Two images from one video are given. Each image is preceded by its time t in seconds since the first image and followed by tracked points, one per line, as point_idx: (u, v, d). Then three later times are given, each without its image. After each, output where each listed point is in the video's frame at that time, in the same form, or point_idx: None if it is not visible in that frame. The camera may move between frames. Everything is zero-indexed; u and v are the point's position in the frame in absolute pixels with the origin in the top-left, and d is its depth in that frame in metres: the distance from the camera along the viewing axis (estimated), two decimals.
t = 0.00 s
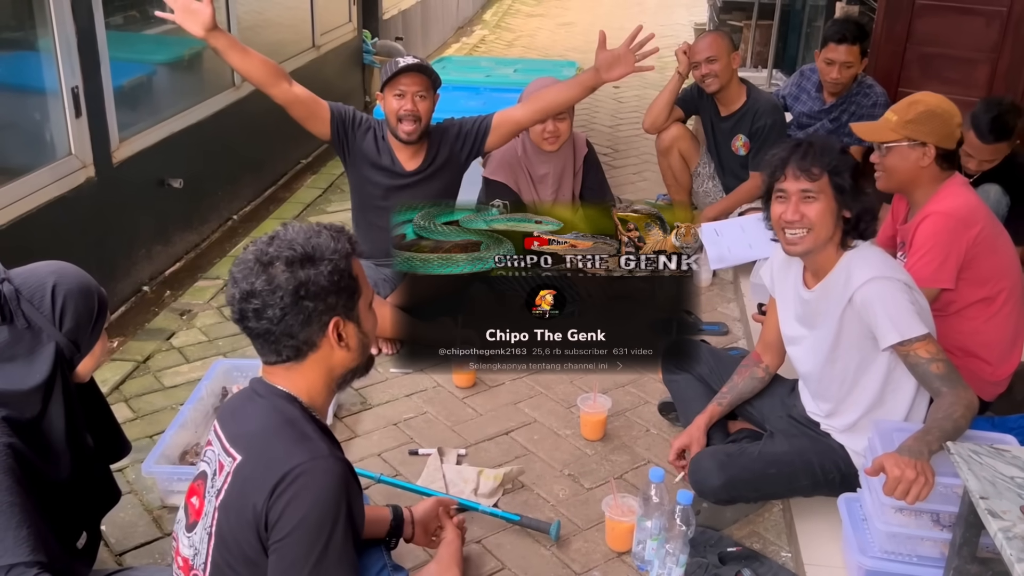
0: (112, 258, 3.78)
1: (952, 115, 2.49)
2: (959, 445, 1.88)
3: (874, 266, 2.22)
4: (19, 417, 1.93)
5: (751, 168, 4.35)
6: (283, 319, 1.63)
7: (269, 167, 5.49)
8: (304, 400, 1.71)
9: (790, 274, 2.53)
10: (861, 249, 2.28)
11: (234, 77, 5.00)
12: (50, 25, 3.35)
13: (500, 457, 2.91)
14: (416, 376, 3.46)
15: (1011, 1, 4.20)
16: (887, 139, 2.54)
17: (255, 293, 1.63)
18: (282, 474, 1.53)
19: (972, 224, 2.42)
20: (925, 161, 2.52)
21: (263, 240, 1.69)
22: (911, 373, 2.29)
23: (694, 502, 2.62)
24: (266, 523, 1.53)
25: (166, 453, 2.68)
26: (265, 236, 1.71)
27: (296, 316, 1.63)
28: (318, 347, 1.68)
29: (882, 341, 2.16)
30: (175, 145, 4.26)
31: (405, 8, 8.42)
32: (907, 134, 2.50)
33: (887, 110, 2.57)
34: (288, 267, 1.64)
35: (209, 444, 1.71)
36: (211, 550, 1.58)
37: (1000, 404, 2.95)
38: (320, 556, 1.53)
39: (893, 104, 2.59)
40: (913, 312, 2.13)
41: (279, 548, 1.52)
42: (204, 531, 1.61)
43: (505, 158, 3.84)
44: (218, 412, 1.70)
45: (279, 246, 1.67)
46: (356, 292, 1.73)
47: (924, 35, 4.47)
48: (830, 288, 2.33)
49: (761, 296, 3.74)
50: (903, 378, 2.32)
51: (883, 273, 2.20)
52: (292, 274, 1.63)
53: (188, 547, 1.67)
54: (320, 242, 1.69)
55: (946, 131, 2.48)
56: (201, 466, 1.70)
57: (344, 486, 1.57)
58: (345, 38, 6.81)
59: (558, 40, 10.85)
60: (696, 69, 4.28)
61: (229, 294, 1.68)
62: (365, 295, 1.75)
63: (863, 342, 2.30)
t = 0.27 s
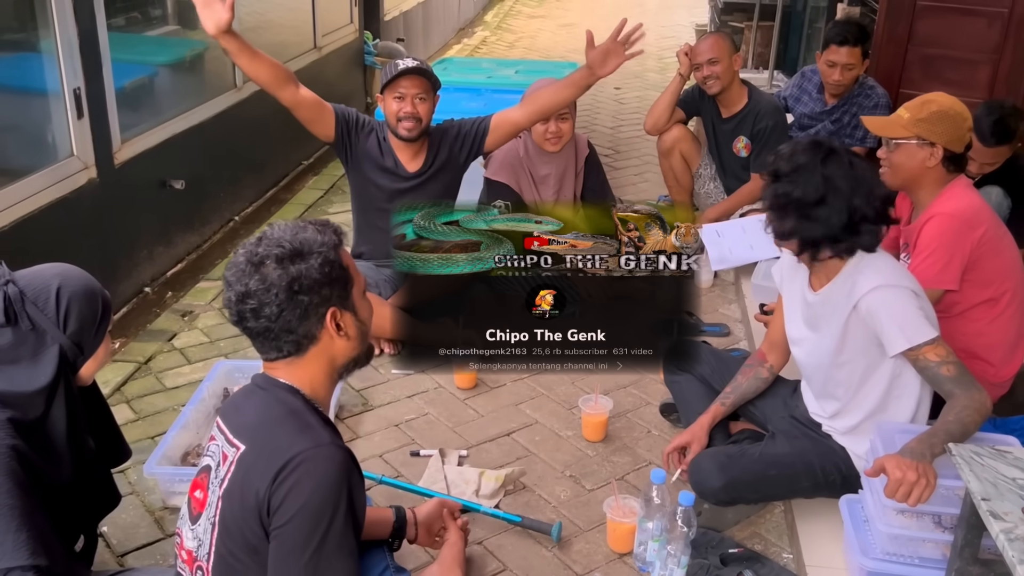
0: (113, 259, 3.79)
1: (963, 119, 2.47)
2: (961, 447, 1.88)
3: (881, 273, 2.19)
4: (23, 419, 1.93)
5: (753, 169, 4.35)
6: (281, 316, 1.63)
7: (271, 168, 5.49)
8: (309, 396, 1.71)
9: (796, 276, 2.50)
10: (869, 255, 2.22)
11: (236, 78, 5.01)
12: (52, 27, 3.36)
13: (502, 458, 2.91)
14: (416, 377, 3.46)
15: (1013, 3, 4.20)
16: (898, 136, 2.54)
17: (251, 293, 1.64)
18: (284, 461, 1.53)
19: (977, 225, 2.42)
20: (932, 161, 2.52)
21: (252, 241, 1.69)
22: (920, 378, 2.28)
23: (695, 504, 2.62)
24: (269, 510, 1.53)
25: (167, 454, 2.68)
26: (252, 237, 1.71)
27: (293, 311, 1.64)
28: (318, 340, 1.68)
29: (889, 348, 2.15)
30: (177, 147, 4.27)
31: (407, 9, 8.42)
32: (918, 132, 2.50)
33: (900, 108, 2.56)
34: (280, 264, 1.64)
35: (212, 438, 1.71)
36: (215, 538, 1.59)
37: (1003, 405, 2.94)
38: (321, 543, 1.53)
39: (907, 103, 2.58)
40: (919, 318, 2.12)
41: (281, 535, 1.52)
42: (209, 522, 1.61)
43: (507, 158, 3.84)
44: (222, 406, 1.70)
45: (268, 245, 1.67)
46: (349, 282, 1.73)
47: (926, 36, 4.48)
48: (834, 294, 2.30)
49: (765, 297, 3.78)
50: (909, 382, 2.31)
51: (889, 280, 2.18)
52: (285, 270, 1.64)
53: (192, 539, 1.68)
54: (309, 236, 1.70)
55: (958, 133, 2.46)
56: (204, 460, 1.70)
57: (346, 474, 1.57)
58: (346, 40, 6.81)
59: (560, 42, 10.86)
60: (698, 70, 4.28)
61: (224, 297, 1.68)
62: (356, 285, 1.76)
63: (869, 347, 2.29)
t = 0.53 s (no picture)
0: (115, 261, 3.79)
1: (965, 121, 2.47)
2: (963, 448, 1.88)
3: (887, 277, 2.19)
4: (31, 419, 1.94)
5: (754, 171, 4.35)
6: (291, 316, 1.63)
7: (273, 169, 5.49)
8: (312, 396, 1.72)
9: (803, 281, 2.50)
10: (876, 256, 2.23)
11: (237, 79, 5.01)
12: (54, 28, 3.36)
13: (504, 459, 2.91)
14: (419, 378, 3.44)
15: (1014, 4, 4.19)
16: (902, 138, 2.53)
17: (258, 297, 1.62)
18: (289, 459, 1.54)
19: (979, 227, 2.42)
20: (935, 163, 2.52)
21: (247, 246, 1.68)
22: (926, 385, 2.27)
23: (697, 505, 2.62)
24: (274, 508, 1.53)
25: (170, 455, 2.68)
26: (246, 243, 1.70)
27: (303, 311, 1.64)
28: (325, 337, 1.69)
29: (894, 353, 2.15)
30: (179, 148, 4.27)
31: (409, 11, 8.43)
32: (920, 134, 2.49)
33: (902, 111, 2.56)
34: (283, 265, 1.64)
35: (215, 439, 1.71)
36: (220, 538, 1.59)
37: (1004, 407, 2.94)
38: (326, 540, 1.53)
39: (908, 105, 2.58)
40: (924, 322, 2.12)
41: (285, 532, 1.52)
42: (213, 522, 1.61)
43: (509, 160, 3.85)
44: (225, 406, 1.70)
45: (267, 248, 1.67)
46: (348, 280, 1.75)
47: (927, 38, 4.48)
48: (840, 297, 2.30)
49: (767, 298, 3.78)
50: (913, 387, 2.31)
51: (895, 286, 2.17)
52: (290, 271, 1.64)
53: (196, 540, 1.68)
54: (305, 237, 1.71)
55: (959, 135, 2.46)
56: (207, 461, 1.70)
57: (350, 470, 1.58)
58: (348, 41, 6.82)
59: (561, 43, 10.86)
60: (700, 72, 4.28)
61: (226, 306, 1.66)
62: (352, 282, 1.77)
63: (874, 352, 2.29)
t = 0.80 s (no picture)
0: (117, 262, 3.80)
1: (952, 116, 2.47)
2: (964, 450, 1.88)
3: (888, 277, 2.19)
4: (34, 421, 1.94)
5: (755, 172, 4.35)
6: (292, 320, 1.64)
7: (274, 171, 5.50)
8: (312, 398, 1.73)
9: (803, 282, 2.50)
10: (878, 257, 2.24)
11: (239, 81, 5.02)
12: (56, 30, 3.37)
13: (505, 460, 2.91)
14: (420, 380, 3.43)
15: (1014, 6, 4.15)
16: (893, 151, 2.52)
17: (259, 301, 1.63)
18: (289, 465, 1.54)
19: (981, 228, 2.42)
20: (935, 165, 2.50)
21: (247, 250, 1.69)
22: (928, 387, 2.28)
23: (698, 506, 2.62)
24: (273, 514, 1.54)
25: (171, 457, 2.68)
26: (245, 246, 1.71)
27: (303, 314, 1.65)
28: (325, 341, 1.70)
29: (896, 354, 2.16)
30: (181, 149, 4.28)
31: (410, 12, 8.44)
32: (913, 142, 2.48)
33: (886, 124, 2.55)
34: (283, 269, 1.65)
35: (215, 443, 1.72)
36: (220, 543, 1.60)
37: (1005, 408, 2.94)
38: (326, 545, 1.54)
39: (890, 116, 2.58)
40: (926, 323, 2.12)
41: (284, 538, 1.52)
42: (213, 527, 1.62)
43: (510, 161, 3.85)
44: (226, 410, 1.70)
45: (267, 251, 1.67)
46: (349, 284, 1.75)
47: (928, 40, 4.50)
48: (841, 297, 2.30)
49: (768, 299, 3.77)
50: (914, 388, 2.31)
51: (897, 286, 2.17)
52: (291, 274, 1.64)
53: (196, 543, 1.69)
54: (305, 239, 1.71)
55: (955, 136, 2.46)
56: (207, 464, 1.71)
57: (349, 476, 1.58)
58: (350, 43, 6.83)
59: (563, 44, 10.86)
60: (701, 73, 4.28)
61: (226, 311, 1.67)
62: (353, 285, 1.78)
63: (875, 352, 2.29)
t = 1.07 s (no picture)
0: (118, 263, 3.81)
1: (935, 117, 2.49)
2: (962, 449, 1.89)
3: (889, 278, 2.20)
4: (35, 421, 1.95)
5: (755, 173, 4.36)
6: (290, 323, 1.64)
7: (275, 172, 5.51)
8: (310, 399, 1.74)
9: (803, 282, 2.51)
10: (882, 258, 2.24)
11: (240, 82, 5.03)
12: (58, 31, 3.38)
13: (505, 460, 2.92)
14: (421, 380, 3.43)
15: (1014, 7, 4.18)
16: (885, 163, 2.54)
17: (257, 303, 1.64)
18: (286, 468, 1.55)
19: (981, 229, 2.43)
20: (929, 169, 2.51)
21: (247, 250, 1.70)
22: (926, 386, 2.28)
23: (698, 506, 2.63)
24: (271, 517, 1.55)
25: (172, 457, 2.69)
26: (245, 247, 1.72)
27: (301, 317, 1.65)
28: (323, 343, 1.71)
29: (896, 353, 2.16)
30: (182, 150, 4.29)
31: (411, 14, 8.46)
32: (903, 151, 2.50)
33: (872, 136, 2.56)
34: (282, 271, 1.66)
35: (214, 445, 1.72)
36: (217, 546, 1.60)
37: (1004, 409, 2.94)
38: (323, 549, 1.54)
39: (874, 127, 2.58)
40: (926, 324, 2.13)
41: (282, 542, 1.53)
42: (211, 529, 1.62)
43: (510, 163, 3.86)
44: (224, 413, 1.71)
45: (266, 253, 1.68)
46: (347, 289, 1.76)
47: (928, 41, 4.49)
48: (841, 296, 2.31)
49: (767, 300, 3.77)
50: (914, 388, 2.32)
51: (897, 286, 2.18)
52: (289, 277, 1.65)
53: (193, 545, 1.69)
54: (304, 243, 1.72)
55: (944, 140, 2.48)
56: (206, 466, 1.71)
57: (346, 480, 1.59)
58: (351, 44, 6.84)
59: (563, 46, 10.87)
60: (701, 74, 4.28)
61: (224, 312, 1.68)
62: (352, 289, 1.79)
63: (875, 351, 2.29)
